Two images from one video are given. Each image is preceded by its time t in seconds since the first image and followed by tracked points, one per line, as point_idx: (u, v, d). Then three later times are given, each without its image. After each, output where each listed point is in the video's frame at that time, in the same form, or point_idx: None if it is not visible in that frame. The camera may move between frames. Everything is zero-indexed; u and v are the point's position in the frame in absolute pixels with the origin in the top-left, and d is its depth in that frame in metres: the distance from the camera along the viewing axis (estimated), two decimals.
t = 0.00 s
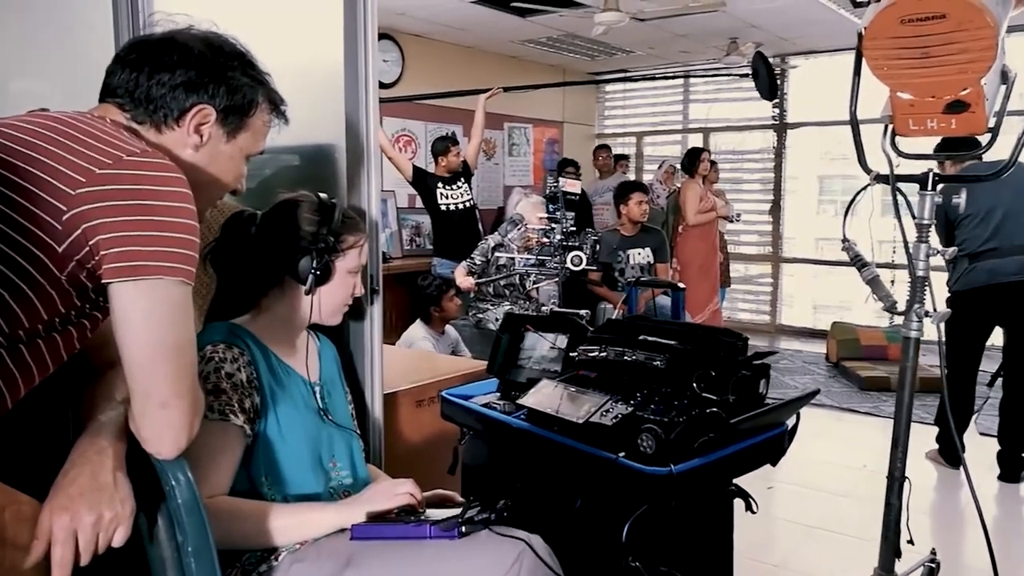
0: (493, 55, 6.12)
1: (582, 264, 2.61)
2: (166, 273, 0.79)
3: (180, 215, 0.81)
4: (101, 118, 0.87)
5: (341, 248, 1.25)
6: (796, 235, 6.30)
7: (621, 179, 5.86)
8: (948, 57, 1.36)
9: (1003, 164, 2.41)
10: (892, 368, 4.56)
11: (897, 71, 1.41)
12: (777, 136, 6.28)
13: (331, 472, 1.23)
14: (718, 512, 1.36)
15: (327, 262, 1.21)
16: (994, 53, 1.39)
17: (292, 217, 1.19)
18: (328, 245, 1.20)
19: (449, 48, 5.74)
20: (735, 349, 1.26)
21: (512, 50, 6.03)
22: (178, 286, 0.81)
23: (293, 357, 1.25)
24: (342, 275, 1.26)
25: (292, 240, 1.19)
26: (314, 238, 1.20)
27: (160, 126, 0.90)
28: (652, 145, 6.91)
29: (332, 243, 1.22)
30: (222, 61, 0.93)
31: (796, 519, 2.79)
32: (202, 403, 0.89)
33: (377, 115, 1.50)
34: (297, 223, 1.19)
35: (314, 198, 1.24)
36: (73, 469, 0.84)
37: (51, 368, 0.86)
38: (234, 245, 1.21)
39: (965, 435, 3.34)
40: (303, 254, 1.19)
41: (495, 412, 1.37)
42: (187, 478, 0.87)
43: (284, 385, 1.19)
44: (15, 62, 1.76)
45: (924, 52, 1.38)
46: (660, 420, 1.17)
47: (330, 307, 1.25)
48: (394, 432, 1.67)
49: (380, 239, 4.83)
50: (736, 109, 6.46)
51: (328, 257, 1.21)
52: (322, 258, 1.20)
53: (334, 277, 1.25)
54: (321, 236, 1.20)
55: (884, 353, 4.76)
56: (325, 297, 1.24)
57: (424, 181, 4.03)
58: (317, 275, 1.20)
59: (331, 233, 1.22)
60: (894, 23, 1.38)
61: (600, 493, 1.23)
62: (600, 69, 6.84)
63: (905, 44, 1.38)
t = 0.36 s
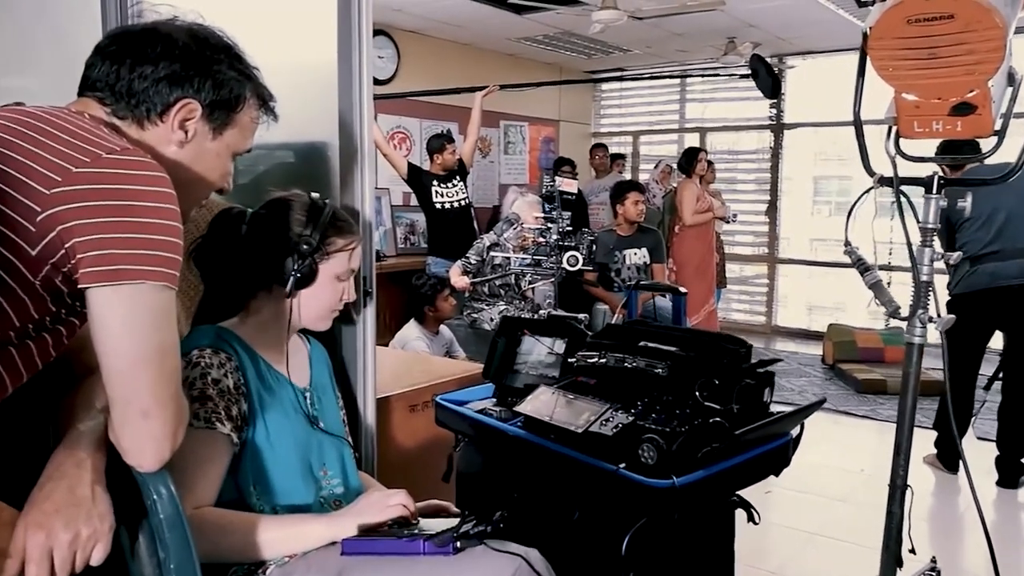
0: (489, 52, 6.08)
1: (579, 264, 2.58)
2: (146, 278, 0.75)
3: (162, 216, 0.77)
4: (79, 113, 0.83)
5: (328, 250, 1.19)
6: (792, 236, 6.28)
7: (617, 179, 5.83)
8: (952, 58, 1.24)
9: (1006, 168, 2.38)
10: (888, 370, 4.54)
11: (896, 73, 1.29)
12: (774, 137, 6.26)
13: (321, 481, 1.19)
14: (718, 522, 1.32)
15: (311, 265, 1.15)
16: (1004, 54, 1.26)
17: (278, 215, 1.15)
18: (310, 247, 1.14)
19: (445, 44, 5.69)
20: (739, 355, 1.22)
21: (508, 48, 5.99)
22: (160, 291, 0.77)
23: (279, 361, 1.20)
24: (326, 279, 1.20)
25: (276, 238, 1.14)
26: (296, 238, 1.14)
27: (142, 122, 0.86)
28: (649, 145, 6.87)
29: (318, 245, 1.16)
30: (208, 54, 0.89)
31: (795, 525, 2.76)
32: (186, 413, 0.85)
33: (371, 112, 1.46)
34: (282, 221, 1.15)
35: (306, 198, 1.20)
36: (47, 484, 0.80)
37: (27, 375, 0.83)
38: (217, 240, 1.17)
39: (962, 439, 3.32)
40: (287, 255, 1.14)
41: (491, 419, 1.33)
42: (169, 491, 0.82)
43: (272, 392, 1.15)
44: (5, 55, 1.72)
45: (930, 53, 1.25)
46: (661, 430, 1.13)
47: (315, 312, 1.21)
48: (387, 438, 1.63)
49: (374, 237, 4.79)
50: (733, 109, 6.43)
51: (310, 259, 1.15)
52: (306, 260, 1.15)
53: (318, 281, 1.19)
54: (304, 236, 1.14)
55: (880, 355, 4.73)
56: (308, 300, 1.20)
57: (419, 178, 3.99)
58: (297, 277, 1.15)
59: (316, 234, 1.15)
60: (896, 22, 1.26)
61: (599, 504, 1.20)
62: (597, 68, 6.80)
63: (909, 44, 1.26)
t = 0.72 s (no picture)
0: (487, 56, 6.04)
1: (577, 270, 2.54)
2: (124, 286, 0.71)
3: (143, 221, 0.73)
4: (57, 113, 0.79)
5: (318, 255, 1.14)
6: (791, 241, 6.25)
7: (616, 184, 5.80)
8: (964, 61, 1.13)
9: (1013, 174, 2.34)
10: (888, 377, 4.51)
11: (904, 77, 1.20)
12: (773, 142, 6.22)
13: (313, 495, 1.15)
14: (723, 537, 1.28)
15: (302, 271, 1.11)
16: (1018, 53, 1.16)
17: (266, 219, 1.11)
18: (299, 252, 1.09)
19: (443, 48, 5.66)
20: (746, 366, 1.19)
21: (507, 52, 5.95)
22: (140, 300, 0.72)
23: (268, 371, 1.16)
24: (316, 285, 1.15)
25: (263, 242, 1.10)
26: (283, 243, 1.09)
27: (125, 122, 0.82)
28: (648, 150, 6.84)
29: (307, 249, 1.12)
30: (195, 52, 0.85)
31: (800, 536, 2.71)
32: (170, 427, 0.81)
33: (367, 116, 1.43)
34: (272, 226, 1.10)
35: (296, 201, 1.16)
36: (22, 503, 0.76)
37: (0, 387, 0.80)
38: (205, 245, 1.12)
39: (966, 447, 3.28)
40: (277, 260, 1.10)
41: (489, 431, 1.29)
42: (150, 509, 0.78)
43: (263, 403, 1.11)
44: None
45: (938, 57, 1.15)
46: (666, 444, 1.09)
47: (307, 320, 1.17)
48: (383, 449, 1.59)
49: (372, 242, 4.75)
50: (732, 114, 6.40)
51: (298, 264, 1.10)
52: (297, 266, 1.10)
53: (307, 287, 1.15)
54: (292, 241, 1.10)
55: (881, 362, 4.70)
56: (298, 308, 1.16)
57: (417, 183, 3.96)
58: (285, 284, 1.11)
59: (305, 238, 1.11)
60: (903, 23, 1.16)
61: (601, 520, 1.15)
62: (596, 73, 6.77)
63: (919, 47, 1.16)
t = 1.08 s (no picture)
0: (462, 52, 6.01)
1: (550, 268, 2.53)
2: (69, 279, 0.68)
3: (93, 209, 0.70)
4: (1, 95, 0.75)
5: (278, 247, 1.11)
6: (762, 242, 6.30)
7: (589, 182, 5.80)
8: (937, 64, 1.12)
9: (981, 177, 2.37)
10: (856, 377, 4.56)
11: (876, 80, 1.18)
12: (745, 143, 6.27)
13: (274, 493, 1.12)
14: (692, 536, 1.27)
15: (263, 264, 1.08)
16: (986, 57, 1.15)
17: (224, 211, 1.07)
18: (258, 244, 1.06)
19: (417, 43, 5.61)
20: (716, 365, 1.18)
21: (482, 48, 5.93)
22: (87, 292, 0.69)
23: (227, 364, 1.13)
24: (278, 278, 1.11)
25: (221, 234, 1.07)
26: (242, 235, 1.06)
27: (75, 106, 0.78)
28: (621, 149, 6.86)
29: (267, 242, 1.08)
30: (151, 36, 0.83)
31: (768, 535, 2.72)
32: (120, 422, 0.77)
33: (336, 107, 1.40)
34: (232, 217, 1.07)
35: (256, 193, 1.13)
36: None
37: None
38: (163, 237, 1.08)
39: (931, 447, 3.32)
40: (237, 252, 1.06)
41: (457, 430, 1.27)
42: (97, 511, 0.75)
43: (223, 399, 1.07)
44: None
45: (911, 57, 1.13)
46: (635, 442, 1.07)
47: (269, 315, 1.13)
48: (348, 447, 1.56)
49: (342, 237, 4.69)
50: (705, 115, 6.44)
51: (258, 257, 1.07)
52: (258, 258, 1.07)
53: (268, 281, 1.11)
54: (251, 233, 1.07)
55: (849, 362, 4.76)
56: (259, 302, 1.12)
57: (389, 178, 3.92)
58: (245, 277, 1.07)
59: (265, 230, 1.08)
60: (876, 27, 1.14)
61: (569, 519, 1.13)
62: (571, 71, 6.77)
63: (891, 50, 1.14)
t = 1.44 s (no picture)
0: (451, 64, 6.01)
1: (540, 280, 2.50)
2: (46, 299, 0.66)
3: (74, 227, 0.68)
4: None
5: (262, 262, 1.09)
6: (749, 253, 6.32)
7: (578, 195, 5.81)
8: (924, 79, 1.11)
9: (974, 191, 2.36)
10: (845, 389, 4.57)
11: (865, 93, 1.17)
12: (733, 155, 6.29)
13: (261, 514, 1.09)
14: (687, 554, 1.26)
15: (246, 280, 1.06)
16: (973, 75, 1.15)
17: (209, 225, 1.06)
18: (241, 259, 1.04)
19: (406, 55, 5.61)
20: (708, 382, 1.16)
21: (471, 60, 5.93)
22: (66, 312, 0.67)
23: (212, 383, 1.10)
24: (262, 295, 1.09)
25: (203, 249, 1.05)
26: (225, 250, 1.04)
27: (53, 119, 0.76)
28: (610, 161, 6.87)
29: (250, 256, 1.06)
30: (131, 48, 0.81)
31: (758, 550, 2.70)
32: (100, 445, 0.75)
33: (323, 119, 1.39)
34: (214, 232, 1.05)
35: (241, 207, 1.11)
36: None
37: None
38: (142, 253, 1.05)
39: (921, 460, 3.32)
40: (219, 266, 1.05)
41: (446, 448, 1.25)
42: (75, 537, 0.73)
43: (208, 418, 1.05)
44: None
45: (901, 71, 1.12)
46: (627, 461, 1.06)
47: (253, 332, 1.11)
48: (336, 464, 1.54)
49: (330, 250, 4.67)
50: (693, 127, 6.46)
51: (241, 272, 1.05)
52: (241, 274, 1.05)
53: (252, 296, 1.09)
54: (234, 248, 1.05)
55: (838, 374, 4.77)
56: (243, 318, 1.10)
57: (378, 189, 3.90)
58: (228, 293, 1.05)
59: (247, 245, 1.06)
60: (863, 40, 1.14)
61: (561, 540, 1.12)
62: (559, 83, 6.78)
63: (879, 63, 1.14)
